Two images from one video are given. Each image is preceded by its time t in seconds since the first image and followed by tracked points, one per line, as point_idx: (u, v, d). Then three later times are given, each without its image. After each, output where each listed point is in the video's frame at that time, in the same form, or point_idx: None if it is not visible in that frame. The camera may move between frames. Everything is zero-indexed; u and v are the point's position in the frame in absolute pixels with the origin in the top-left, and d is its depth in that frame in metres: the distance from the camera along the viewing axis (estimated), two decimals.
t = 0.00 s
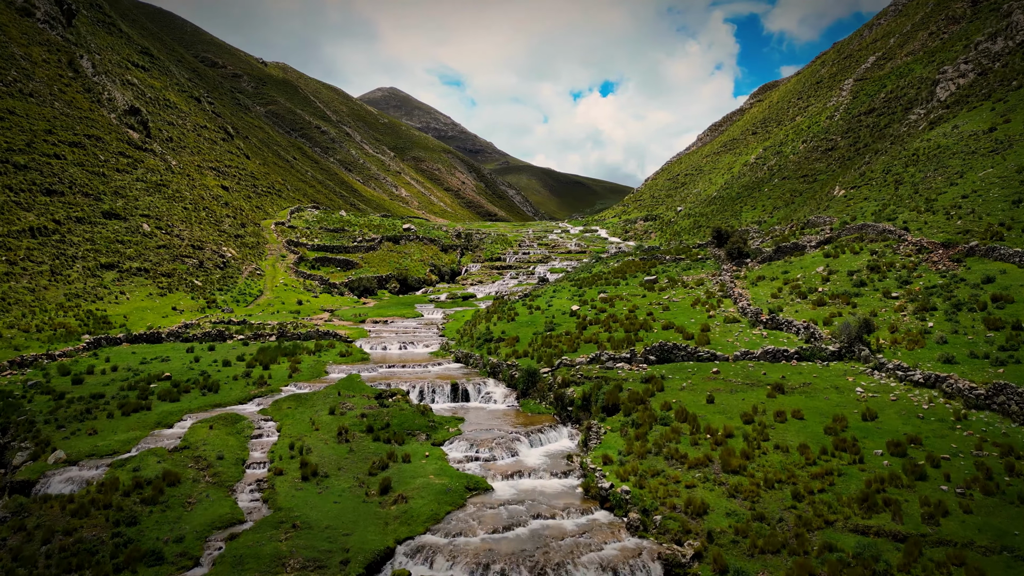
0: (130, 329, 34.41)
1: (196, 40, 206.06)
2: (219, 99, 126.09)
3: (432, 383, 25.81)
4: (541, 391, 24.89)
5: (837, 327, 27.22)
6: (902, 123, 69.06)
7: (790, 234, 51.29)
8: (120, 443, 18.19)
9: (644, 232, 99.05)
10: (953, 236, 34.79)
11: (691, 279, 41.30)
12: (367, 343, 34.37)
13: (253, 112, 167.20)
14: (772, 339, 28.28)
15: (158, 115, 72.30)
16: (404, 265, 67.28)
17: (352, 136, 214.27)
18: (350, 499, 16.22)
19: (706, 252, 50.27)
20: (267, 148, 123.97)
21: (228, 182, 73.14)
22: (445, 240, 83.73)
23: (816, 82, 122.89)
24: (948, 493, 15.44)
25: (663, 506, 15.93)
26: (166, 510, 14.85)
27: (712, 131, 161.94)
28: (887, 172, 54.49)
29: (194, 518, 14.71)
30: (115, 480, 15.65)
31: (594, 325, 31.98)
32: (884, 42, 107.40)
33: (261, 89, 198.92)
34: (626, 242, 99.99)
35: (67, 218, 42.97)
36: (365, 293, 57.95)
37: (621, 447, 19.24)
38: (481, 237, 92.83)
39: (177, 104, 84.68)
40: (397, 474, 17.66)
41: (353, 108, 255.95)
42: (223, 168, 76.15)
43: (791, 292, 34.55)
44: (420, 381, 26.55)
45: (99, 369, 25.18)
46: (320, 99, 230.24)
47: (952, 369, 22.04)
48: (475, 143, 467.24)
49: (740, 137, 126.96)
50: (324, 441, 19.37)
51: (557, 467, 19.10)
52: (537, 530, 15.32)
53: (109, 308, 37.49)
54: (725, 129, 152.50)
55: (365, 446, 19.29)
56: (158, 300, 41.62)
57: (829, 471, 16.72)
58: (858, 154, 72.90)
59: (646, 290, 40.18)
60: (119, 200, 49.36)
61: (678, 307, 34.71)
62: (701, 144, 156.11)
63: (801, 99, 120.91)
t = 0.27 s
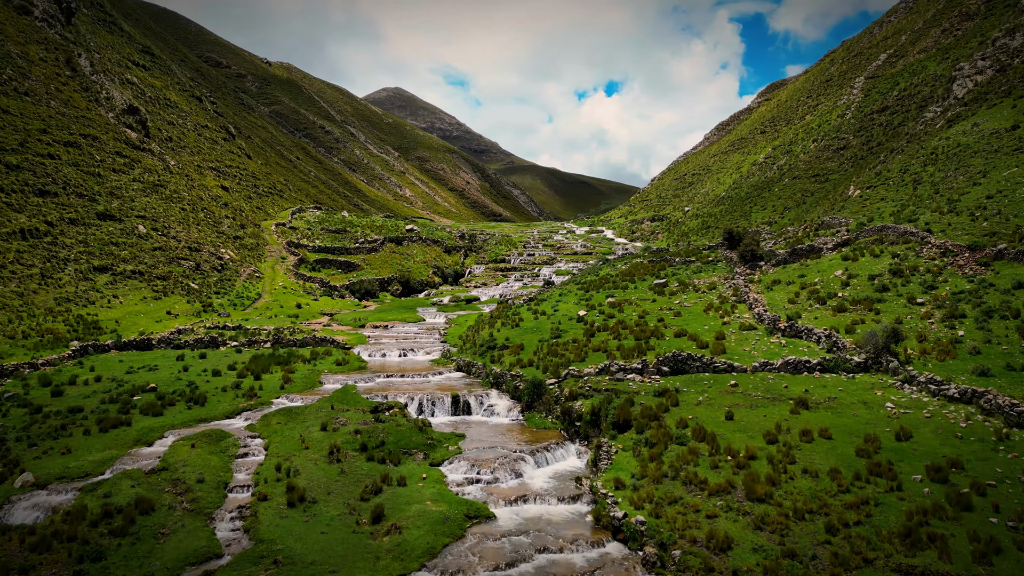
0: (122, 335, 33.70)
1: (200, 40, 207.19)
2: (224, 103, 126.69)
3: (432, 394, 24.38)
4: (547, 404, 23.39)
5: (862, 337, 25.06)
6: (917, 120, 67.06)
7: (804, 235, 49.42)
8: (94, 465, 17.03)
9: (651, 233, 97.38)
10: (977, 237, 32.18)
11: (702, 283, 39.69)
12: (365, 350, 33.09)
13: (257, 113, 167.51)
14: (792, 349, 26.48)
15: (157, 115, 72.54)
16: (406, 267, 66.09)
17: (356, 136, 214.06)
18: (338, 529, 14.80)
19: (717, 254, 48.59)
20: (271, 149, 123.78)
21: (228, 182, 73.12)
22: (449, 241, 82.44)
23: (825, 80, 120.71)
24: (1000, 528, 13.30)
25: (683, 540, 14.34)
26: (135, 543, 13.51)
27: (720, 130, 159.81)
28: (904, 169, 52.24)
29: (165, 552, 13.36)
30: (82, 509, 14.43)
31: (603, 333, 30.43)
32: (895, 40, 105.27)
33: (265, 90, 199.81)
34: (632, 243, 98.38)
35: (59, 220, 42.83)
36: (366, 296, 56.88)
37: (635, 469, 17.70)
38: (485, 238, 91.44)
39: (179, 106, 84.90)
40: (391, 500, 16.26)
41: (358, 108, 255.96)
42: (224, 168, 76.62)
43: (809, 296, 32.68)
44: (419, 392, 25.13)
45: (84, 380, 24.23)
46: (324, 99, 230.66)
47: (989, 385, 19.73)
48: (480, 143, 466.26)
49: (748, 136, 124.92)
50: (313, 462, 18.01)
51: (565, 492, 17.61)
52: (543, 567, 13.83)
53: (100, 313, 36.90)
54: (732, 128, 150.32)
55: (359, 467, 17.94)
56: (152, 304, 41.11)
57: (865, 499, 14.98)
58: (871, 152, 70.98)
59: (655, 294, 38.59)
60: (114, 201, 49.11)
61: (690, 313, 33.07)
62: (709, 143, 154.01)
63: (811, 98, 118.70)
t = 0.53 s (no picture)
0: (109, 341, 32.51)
1: (203, 40, 207.36)
2: (225, 104, 126.13)
3: (429, 408, 22.96)
4: (551, 419, 21.88)
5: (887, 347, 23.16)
6: (929, 118, 65.34)
7: (816, 237, 47.82)
8: (59, 489, 15.66)
9: (656, 234, 95.82)
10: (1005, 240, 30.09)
11: (712, 287, 38.16)
12: (361, 358, 31.67)
13: (258, 113, 166.79)
14: (812, 359, 24.82)
15: (155, 114, 71.78)
16: (407, 269, 64.78)
17: (358, 136, 213.11)
18: (320, 565, 13.30)
19: (726, 256, 47.02)
20: (271, 149, 122.86)
21: (226, 182, 72.21)
22: (451, 243, 81.15)
23: (833, 79, 118.89)
24: None
25: None
26: None
27: (725, 130, 158.08)
28: (919, 169, 50.56)
29: None
30: (39, 542, 13.04)
31: (609, 340, 28.91)
32: (904, 37, 103.42)
33: (268, 90, 199.51)
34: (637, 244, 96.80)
35: (49, 221, 41.78)
36: (366, 299, 55.63)
37: (649, 496, 16.15)
38: (487, 239, 90.06)
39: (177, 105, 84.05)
40: (381, 531, 14.78)
41: (360, 108, 255.18)
42: (222, 168, 75.81)
43: (826, 301, 31.02)
44: (415, 404, 23.72)
45: (62, 391, 22.96)
46: (327, 100, 230.28)
47: None
48: (483, 143, 465.34)
49: (755, 135, 123.19)
50: (297, 486, 16.55)
51: (572, 520, 16.08)
52: None
53: (89, 318, 35.74)
54: (738, 128, 148.63)
55: (348, 492, 16.49)
56: (143, 308, 39.87)
57: (907, 533, 13.33)
58: (882, 151, 69.28)
59: (664, 299, 37.04)
60: (107, 202, 48.11)
61: (700, 319, 31.51)
62: (714, 143, 152.33)
63: (818, 97, 116.93)
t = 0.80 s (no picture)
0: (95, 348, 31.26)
1: (205, 40, 207.02)
2: (225, 103, 125.32)
3: (424, 422, 21.54)
4: (556, 435, 20.38)
5: (915, 358, 21.51)
6: (941, 116, 63.69)
7: (828, 238, 46.23)
8: (18, 518, 14.26)
9: (661, 235, 94.29)
10: None
11: (722, 291, 36.64)
12: (356, 366, 30.28)
13: (259, 112, 165.93)
14: (833, 370, 23.25)
15: (151, 113, 70.76)
16: (407, 271, 63.42)
17: (359, 136, 212.09)
18: None
19: (736, 259, 45.48)
20: (271, 149, 121.80)
21: (223, 182, 71.10)
22: (452, 244, 79.80)
23: (840, 77, 117.15)
24: None
25: None
26: None
27: (729, 129, 156.39)
28: (933, 168, 48.93)
29: None
30: None
31: (615, 349, 27.41)
32: (913, 34, 101.60)
33: (269, 90, 198.88)
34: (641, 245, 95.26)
35: (37, 222, 40.62)
36: (364, 302, 54.32)
37: (665, 527, 14.62)
38: (489, 240, 88.65)
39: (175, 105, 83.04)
40: (367, 567, 13.30)
41: (362, 107, 254.17)
42: (220, 168, 74.74)
43: (844, 307, 29.45)
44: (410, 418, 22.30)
45: (36, 403, 21.65)
46: (328, 99, 229.51)
47: None
48: (485, 143, 464.15)
49: (760, 135, 121.50)
50: (278, 514, 15.11)
51: (579, 552, 14.57)
52: None
53: (75, 322, 34.51)
54: (743, 127, 146.93)
55: (334, 520, 15.05)
56: (133, 312, 38.56)
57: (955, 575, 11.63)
58: (892, 150, 67.61)
59: (672, 303, 35.54)
60: (98, 202, 46.95)
61: (711, 326, 29.99)
62: (719, 143, 150.65)
63: (825, 95, 115.13)
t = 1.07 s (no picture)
0: (78, 355, 29.93)
1: (206, 40, 206.44)
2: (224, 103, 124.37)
3: (420, 439, 20.10)
4: (561, 454, 18.89)
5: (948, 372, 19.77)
6: (954, 114, 61.95)
7: (841, 239, 44.64)
8: None
9: (665, 235, 92.75)
10: None
11: (733, 295, 35.12)
12: (350, 374, 28.87)
13: (259, 111, 164.97)
14: (857, 383, 21.66)
15: (147, 112, 69.69)
16: (406, 273, 62.04)
17: (361, 136, 210.99)
18: None
19: (746, 261, 43.90)
20: (271, 149, 120.66)
21: (220, 183, 69.94)
22: (453, 245, 78.43)
23: (847, 76, 115.37)
24: None
25: None
26: None
27: (734, 128, 154.58)
28: (949, 167, 47.27)
29: None
30: None
31: (623, 358, 25.88)
32: (922, 32, 99.77)
33: (270, 89, 198.08)
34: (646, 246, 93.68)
35: (24, 224, 39.38)
36: (362, 305, 53.00)
37: (684, 564, 13.11)
38: (491, 241, 87.22)
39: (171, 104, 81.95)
40: None
41: (364, 107, 254.11)
42: (216, 168, 73.59)
43: (864, 314, 27.76)
44: (405, 434, 20.85)
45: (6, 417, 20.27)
46: (330, 99, 228.65)
47: None
48: (487, 143, 462.89)
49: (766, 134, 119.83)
50: (256, 547, 13.66)
51: None
52: None
53: (60, 327, 33.22)
54: (748, 126, 145.24)
55: (318, 553, 13.59)
56: (122, 317, 37.24)
57: None
58: (903, 149, 65.94)
59: (680, 308, 33.99)
60: (88, 203, 45.76)
61: (724, 333, 28.45)
62: (723, 142, 148.92)
63: (831, 94, 113.32)
